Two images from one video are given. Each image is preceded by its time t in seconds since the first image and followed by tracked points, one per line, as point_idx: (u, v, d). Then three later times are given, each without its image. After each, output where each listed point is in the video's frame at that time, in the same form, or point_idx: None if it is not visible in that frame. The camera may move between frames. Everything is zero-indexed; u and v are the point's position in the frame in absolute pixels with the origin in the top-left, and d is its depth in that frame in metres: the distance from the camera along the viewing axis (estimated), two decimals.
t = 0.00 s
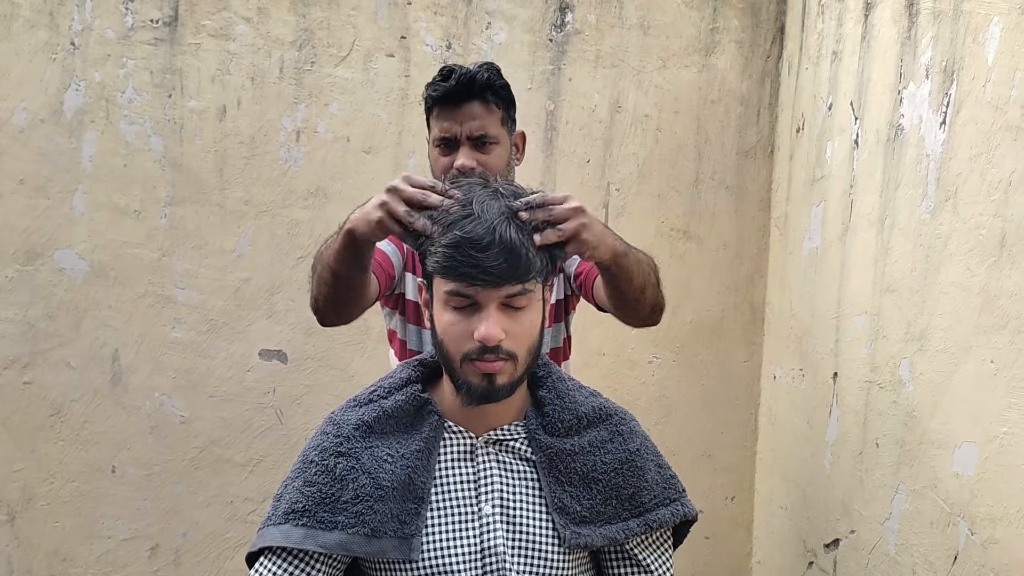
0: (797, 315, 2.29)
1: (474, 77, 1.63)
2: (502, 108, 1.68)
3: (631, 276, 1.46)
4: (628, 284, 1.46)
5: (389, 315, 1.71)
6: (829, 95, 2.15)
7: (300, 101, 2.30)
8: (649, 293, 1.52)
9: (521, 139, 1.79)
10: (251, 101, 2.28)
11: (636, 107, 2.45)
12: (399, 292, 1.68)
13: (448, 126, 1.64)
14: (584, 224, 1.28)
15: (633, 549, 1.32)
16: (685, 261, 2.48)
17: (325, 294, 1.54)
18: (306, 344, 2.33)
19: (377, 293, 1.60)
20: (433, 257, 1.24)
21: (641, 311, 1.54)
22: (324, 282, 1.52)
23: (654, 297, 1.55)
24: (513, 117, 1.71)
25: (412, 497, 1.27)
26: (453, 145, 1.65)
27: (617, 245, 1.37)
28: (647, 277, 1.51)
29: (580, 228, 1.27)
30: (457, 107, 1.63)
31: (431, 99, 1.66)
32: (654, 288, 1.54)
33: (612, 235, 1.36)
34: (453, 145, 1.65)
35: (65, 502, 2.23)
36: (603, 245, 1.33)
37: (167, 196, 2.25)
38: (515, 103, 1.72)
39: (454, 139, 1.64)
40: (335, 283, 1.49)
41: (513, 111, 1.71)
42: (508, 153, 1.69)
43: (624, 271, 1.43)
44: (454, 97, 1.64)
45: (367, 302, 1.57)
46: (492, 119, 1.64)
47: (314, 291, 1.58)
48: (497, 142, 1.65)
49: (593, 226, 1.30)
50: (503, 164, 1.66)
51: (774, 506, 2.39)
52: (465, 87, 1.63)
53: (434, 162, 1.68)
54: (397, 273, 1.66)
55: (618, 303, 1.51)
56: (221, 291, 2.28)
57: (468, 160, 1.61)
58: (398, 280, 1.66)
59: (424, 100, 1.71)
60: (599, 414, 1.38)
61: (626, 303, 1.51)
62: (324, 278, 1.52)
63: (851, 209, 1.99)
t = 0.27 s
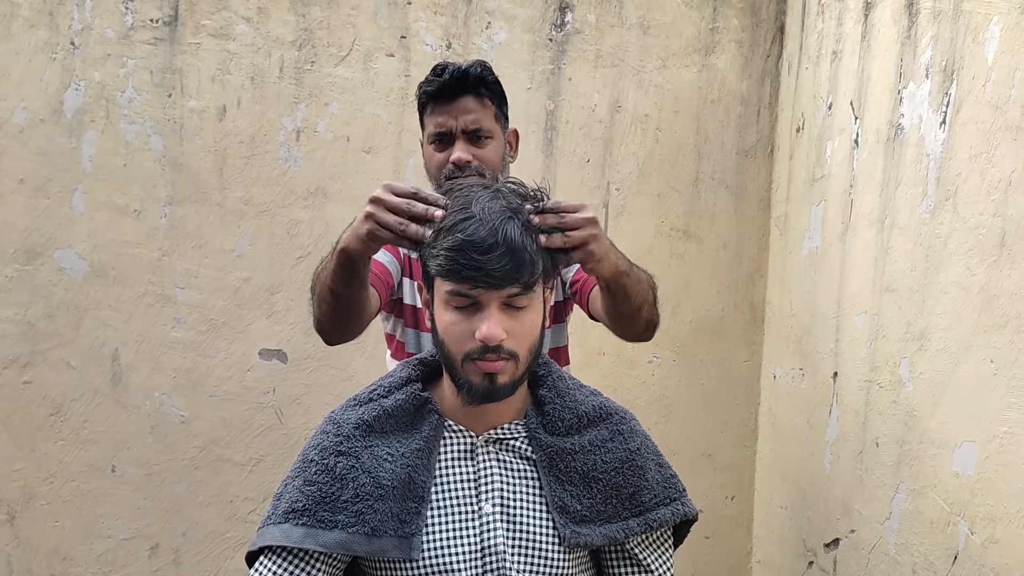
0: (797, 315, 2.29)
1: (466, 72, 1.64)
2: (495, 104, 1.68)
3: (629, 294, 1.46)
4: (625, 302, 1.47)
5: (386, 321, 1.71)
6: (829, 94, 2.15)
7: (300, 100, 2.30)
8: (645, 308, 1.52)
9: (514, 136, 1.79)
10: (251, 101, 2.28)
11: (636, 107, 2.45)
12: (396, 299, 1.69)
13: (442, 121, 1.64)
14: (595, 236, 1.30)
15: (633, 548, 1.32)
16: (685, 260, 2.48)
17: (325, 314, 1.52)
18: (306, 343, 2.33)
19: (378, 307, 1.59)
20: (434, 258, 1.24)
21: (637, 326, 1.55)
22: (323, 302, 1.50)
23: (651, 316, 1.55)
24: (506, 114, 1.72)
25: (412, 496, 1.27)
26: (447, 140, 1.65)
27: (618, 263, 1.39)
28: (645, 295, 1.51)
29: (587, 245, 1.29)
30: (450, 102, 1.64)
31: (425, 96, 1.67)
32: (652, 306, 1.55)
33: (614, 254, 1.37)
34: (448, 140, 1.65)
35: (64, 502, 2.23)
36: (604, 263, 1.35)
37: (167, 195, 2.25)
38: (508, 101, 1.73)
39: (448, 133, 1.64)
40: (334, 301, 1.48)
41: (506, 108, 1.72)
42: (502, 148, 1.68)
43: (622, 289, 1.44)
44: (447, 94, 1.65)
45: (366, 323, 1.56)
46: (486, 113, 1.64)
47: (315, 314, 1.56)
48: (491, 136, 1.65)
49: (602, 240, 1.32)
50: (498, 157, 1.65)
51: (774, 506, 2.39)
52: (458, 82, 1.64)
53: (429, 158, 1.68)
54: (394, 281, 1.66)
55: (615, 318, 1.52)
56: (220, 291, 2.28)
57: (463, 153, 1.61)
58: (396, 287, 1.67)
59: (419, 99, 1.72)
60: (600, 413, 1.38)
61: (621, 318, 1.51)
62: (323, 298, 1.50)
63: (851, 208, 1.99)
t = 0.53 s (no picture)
0: (797, 314, 2.29)
1: (458, 69, 1.64)
2: (488, 101, 1.68)
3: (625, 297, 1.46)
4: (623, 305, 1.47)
5: (383, 321, 1.72)
6: (829, 94, 2.15)
7: (300, 100, 2.30)
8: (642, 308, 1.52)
9: (508, 134, 1.78)
10: (251, 100, 2.28)
11: (636, 107, 2.45)
12: (393, 299, 1.69)
13: (436, 119, 1.64)
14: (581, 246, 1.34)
15: (633, 546, 1.32)
16: (685, 260, 2.48)
17: (330, 322, 1.54)
18: (305, 343, 2.33)
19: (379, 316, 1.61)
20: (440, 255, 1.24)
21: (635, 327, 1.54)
22: (330, 310, 1.52)
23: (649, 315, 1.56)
24: (500, 111, 1.71)
25: (413, 493, 1.27)
26: (442, 138, 1.65)
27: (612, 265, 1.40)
28: (641, 295, 1.51)
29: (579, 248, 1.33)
30: (443, 100, 1.64)
31: (418, 95, 1.68)
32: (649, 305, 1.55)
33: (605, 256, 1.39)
34: (442, 138, 1.65)
35: (64, 501, 2.23)
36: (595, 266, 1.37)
37: (167, 195, 2.25)
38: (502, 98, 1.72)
39: (442, 131, 1.64)
40: (344, 313, 1.50)
41: (500, 105, 1.71)
42: (497, 145, 1.68)
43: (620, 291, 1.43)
44: (440, 92, 1.65)
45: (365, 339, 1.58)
46: (479, 109, 1.64)
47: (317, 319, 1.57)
48: (484, 133, 1.64)
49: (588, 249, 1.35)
50: (492, 154, 1.65)
51: (774, 506, 2.39)
52: (451, 80, 1.65)
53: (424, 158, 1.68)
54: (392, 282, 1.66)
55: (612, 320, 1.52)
56: (220, 290, 2.28)
57: (457, 151, 1.60)
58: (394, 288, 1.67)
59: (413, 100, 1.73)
60: (600, 411, 1.38)
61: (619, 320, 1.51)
62: (330, 305, 1.52)
63: (851, 207, 1.99)
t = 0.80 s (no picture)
0: (798, 314, 2.29)
1: (456, 68, 1.65)
2: (486, 100, 1.68)
3: (622, 254, 1.46)
4: (620, 262, 1.46)
5: (383, 318, 1.72)
6: (831, 94, 2.15)
7: (302, 99, 2.30)
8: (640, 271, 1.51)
9: (506, 133, 1.78)
10: (253, 100, 2.28)
11: (638, 106, 2.45)
12: (390, 295, 1.69)
13: (435, 117, 1.64)
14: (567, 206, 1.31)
15: (635, 546, 1.32)
16: (686, 260, 2.48)
17: (324, 295, 1.52)
18: (307, 342, 2.33)
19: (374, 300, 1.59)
20: (440, 255, 1.24)
21: (635, 293, 1.54)
22: (325, 284, 1.50)
23: (648, 279, 1.55)
24: (497, 109, 1.71)
25: (414, 492, 1.27)
26: (440, 136, 1.64)
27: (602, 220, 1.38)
28: (636, 257, 1.51)
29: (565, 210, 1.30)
30: (441, 99, 1.65)
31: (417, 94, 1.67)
32: (645, 267, 1.54)
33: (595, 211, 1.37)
34: (440, 136, 1.65)
35: (66, 500, 2.23)
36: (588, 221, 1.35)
37: (168, 194, 2.25)
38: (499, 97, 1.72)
39: (440, 129, 1.64)
40: (336, 285, 1.48)
41: (498, 104, 1.71)
42: (495, 144, 1.68)
43: (614, 248, 1.43)
44: (438, 91, 1.65)
45: (363, 312, 1.57)
46: (477, 108, 1.64)
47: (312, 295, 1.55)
48: (483, 131, 1.64)
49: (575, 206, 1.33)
50: (490, 153, 1.65)
51: (775, 506, 2.39)
52: (449, 78, 1.65)
53: (422, 156, 1.67)
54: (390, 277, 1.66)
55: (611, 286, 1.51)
56: (222, 289, 2.28)
57: (456, 149, 1.60)
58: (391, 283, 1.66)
59: (411, 98, 1.73)
60: (602, 410, 1.38)
61: (619, 288, 1.51)
62: (324, 278, 1.50)
63: (853, 207, 1.99)
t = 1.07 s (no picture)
0: (801, 314, 2.29)
1: (472, 65, 1.66)
2: (496, 101, 1.70)
3: (630, 239, 1.45)
4: (627, 247, 1.45)
5: (381, 315, 1.72)
6: (835, 93, 2.15)
7: (305, 99, 2.30)
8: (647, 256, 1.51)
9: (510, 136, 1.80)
10: (257, 99, 2.28)
11: (641, 106, 2.45)
12: (388, 291, 1.68)
13: (447, 109, 1.64)
14: (577, 178, 1.30)
15: (638, 544, 1.33)
16: (690, 259, 2.48)
17: (326, 282, 1.51)
18: (311, 341, 2.34)
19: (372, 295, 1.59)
20: (442, 254, 1.24)
21: (643, 280, 1.52)
22: (328, 270, 1.50)
23: (655, 267, 1.54)
24: (505, 112, 1.73)
25: (418, 491, 1.27)
26: (450, 129, 1.65)
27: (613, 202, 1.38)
28: (643, 243, 1.50)
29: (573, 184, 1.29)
30: (454, 93, 1.65)
31: (430, 85, 1.68)
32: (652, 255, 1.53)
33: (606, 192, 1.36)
34: (450, 129, 1.65)
35: (70, 499, 2.24)
36: (598, 200, 1.34)
37: (173, 193, 2.26)
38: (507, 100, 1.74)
39: (451, 121, 1.64)
40: (340, 271, 1.48)
41: (506, 106, 1.74)
42: (502, 143, 1.69)
43: (621, 232, 1.42)
44: (452, 84, 1.66)
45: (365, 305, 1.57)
46: (488, 106, 1.66)
47: (314, 284, 1.55)
48: (492, 129, 1.66)
49: (587, 179, 1.32)
50: (497, 151, 1.66)
51: (778, 505, 2.39)
52: (464, 74, 1.66)
53: (429, 147, 1.67)
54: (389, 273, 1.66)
55: (617, 273, 1.49)
56: (226, 289, 2.29)
57: (466, 143, 1.61)
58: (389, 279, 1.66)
59: (422, 91, 1.73)
60: (605, 409, 1.38)
61: (627, 274, 1.49)
62: (327, 264, 1.50)
63: (857, 206, 1.99)
